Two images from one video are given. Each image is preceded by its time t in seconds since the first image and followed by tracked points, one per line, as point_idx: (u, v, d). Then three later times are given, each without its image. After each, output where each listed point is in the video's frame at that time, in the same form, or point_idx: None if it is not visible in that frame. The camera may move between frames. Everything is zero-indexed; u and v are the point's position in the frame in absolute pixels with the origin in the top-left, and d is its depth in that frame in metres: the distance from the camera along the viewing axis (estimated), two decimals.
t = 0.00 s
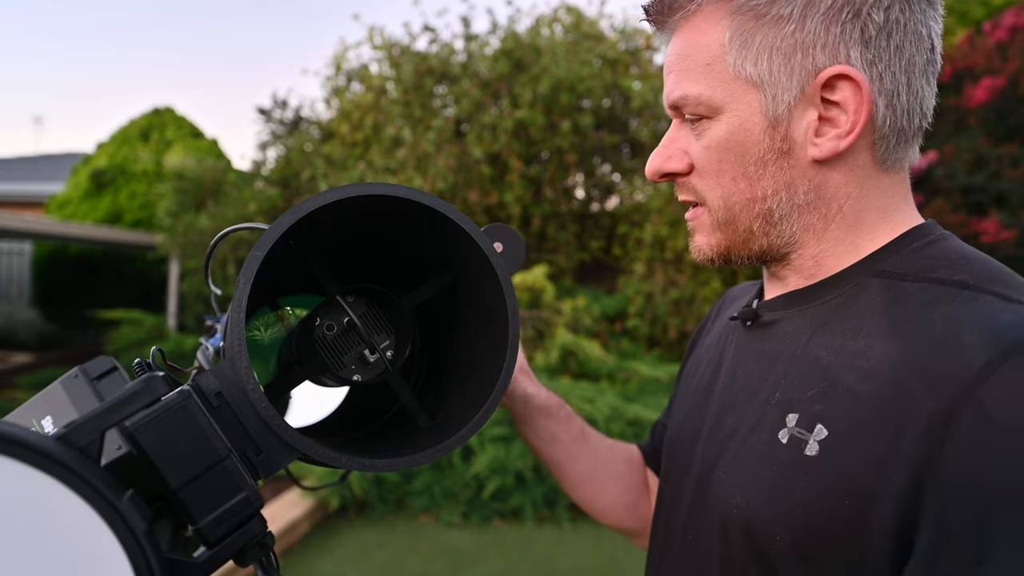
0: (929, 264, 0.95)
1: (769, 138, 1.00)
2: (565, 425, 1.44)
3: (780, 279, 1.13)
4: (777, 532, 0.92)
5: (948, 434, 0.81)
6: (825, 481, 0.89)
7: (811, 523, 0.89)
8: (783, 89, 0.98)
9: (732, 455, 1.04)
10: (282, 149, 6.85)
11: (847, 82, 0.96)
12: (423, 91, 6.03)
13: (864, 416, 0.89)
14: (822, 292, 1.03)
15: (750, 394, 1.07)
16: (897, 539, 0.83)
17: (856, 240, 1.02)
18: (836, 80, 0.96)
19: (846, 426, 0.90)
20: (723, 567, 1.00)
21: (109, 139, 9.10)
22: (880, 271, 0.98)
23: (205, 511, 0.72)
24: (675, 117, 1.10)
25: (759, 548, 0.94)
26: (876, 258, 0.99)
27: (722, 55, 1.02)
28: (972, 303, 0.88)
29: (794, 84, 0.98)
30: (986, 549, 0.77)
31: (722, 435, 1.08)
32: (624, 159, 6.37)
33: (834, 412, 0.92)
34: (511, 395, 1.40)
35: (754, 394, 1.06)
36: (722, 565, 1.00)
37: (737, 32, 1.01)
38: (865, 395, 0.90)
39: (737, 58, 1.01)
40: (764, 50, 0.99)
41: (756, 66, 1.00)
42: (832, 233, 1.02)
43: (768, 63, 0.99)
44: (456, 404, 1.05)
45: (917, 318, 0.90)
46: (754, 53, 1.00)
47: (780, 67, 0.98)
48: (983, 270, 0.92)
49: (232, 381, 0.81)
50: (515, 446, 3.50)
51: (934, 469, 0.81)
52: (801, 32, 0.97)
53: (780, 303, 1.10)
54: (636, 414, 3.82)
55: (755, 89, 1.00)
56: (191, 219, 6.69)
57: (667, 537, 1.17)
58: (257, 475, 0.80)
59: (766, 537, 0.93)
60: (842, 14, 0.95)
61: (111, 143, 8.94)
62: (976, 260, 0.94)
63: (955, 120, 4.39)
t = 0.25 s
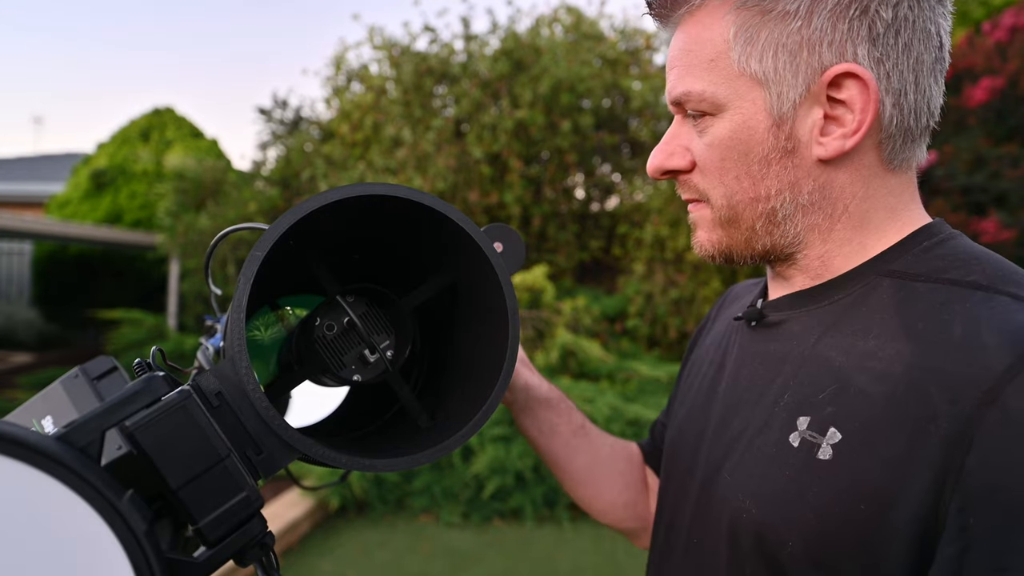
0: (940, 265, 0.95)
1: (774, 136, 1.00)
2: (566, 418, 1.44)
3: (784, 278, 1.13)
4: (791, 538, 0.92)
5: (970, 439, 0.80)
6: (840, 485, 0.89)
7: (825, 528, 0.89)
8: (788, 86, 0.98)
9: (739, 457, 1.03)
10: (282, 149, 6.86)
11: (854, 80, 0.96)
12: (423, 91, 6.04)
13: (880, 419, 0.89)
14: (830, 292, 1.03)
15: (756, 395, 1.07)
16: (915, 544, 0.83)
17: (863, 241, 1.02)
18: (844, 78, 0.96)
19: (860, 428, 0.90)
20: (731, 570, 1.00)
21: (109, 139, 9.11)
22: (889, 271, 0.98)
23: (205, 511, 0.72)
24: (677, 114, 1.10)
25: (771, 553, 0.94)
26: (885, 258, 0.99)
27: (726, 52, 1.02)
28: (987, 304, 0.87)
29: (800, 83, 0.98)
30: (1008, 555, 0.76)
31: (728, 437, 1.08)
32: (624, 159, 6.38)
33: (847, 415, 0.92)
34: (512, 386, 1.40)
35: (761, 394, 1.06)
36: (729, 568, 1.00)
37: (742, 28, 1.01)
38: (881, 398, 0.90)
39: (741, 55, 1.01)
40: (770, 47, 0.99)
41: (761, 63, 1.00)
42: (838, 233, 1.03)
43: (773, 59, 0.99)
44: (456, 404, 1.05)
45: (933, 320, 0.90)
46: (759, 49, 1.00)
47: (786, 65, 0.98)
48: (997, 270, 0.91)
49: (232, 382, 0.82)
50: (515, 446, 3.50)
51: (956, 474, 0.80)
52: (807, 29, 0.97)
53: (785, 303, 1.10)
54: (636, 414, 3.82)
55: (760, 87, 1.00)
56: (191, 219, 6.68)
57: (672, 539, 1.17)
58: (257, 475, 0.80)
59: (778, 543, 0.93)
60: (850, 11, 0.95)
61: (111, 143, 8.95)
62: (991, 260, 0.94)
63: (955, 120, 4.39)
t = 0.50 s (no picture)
0: (945, 265, 0.95)
1: (780, 134, 1.00)
2: (570, 418, 1.45)
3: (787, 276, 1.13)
4: (796, 540, 0.91)
5: (976, 439, 0.80)
6: (845, 485, 0.89)
7: (829, 528, 0.89)
8: (795, 84, 0.98)
9: (741, 458, 1.04)
10: (282, 149, 6.86)
11: (861, 78, 0.96)
12: (423, 91, 6.04)
13: (884, 419, 0.89)
14: (833, 293, 1.03)
15: (759, 396, 1.07)
16: (919, 544, 0.83)
17: (867, 240, 1.02)
18: (851, 76, 0.96)
19: (864, 429, 0.90)
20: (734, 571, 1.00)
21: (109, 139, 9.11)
22: (894, 271, 0.98)
23: (205, 511, 0.72)
24: (682, 110, 1.10)
25: (776, 554, 0.94)
26: (890, 257, 0.99)
27: (732, 48, 1.02)
28: (993, 303, 0.87)
29: (807, 80, 0.98)
30: (1013, 554, 0.76)
31: (731, 437, 1.08)
32: (624, 159, 6.38)
33: (851, 416, 0.92)
34: (517, 384, 1.41)
35: (765, 395, 1.06)
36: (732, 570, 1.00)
37: (749, 25, 1.01)
38: (886, 399, 0.90)
39: (748, 52, 1.01)
40: (777, 44, 0.99)
41: (768, 60, 0.99)
42: (842, 232, 1.03)
43: (780, 57, 0.99)
44: (456, 405, 1.05)
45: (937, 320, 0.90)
46: (765, 46, 1.00)
47: (793, 62, 0.98)
48: (1002, 269, 0.91)
49: (232, 382, 0.82)
50: (515, 446, 3.50)
51: (961, 473, 0.80)
52: (814, 26, 0.97)
53: (789, 304, 1.10)
54: (636, 414, 3.82)
55: (766, 84, 1.00)
56: (191, 219, 6.67)
57: (673, 540, 1.17)
58: (257, 475, 0.80)
59: (782, 543, 0.93)
60: (858, 9, 0.95)
61: (111, 143, 8.95)
62: (996, 260, 0.94)
63: (955, 120, 4.39)
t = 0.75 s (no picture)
0: (947, 265, 0.95)
1: (781, 134, 1.00)
2: (577, 418, 1.45)
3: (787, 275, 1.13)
4: (798, 541, 0.92)
5: (979, 440, 0.80)
6: (848, 485, 0.89)
7: (832, 529, 0.89)
8: (795, 83, 0.98)
9: (742, 458, 1.03)
10: (282, 149, 6.86)
11: (862, 77, 0.96)
12: (423, 91, 6.04)
13: (886, 420, 0.89)
14: (834, 293, 1.03)
15: (760, 396, 1.07)
16: (921, 545, 0.83)
17: (868, 239, 1.02)
18: (852, 75, 0.96)
19: (865, 429, 0.90)
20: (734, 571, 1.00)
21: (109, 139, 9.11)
22: (896, 270, 0.98)
23: (206, 511, 0.72)
24: (682, 110, 1.10)
25: (778, 554, 0.94)
26: (891, 257, 0.99)
27: (732, 47, 1.02)
28: (995, 304, 0.87)
29: (806, 80, 0.98)
30: (1015, 556, 0.76)
31: (731, 437, 1.08)
32: (624, 158, 6.38)
33: (853, 416, 0.92)
34: (525, 385, 1.41)
35: (766, 395, 1.06)
36: (733, 570, 1.00)
37: (749, 25, 1.01)
38: (887, 400, 0.90)
39: (748, 51, 1.01)
40: (777, 44, 0.99)
41: (768, 60, 1.00)
42: (843, 231, 1.03)
43: (780, 57, 0.99)
44: (456, 404, 1.05)
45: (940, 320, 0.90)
46: (765, 46, 1.00)
47: (793, 62, 0.98)
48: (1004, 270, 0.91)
49: (232, 382, 0.82)
50: (514, 446, 3.51)
51: (964, 474, 0.80)
52: (814, 25, 0.97)
53: (789, 304, 1.10)
54: (636, 414, 3.82)
55: (767, 83, 1.00)
56: (191, 219, 6.67)
57: (673, 541, 1.17)
58: (257, 475, 0.80)
59: (784, 544, 0.93)
60: (857, 9, 0.95)
61: (111, 144, 8.95)
62: (999, 261, 0.93)
63: (955, 120, 4.39)
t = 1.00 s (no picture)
0: (948, 266, 0.94)
1: (782, 136, 1.00)
2: (575, 419, 1.44)
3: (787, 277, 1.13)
4: (799, 541, 0.92)
5: (981, 440, 0.80)
6: (848, 486, 0.89)
7: (833, 530, 0.89)
8: (797, 85, 0.98)
9: (742, 459, 1.04)
10: (281, 149, 6.86)
11: (864, 78, 0.96)
12: (423, 91, 6.04)
13: (887, 421, 0.89)
14: (834, 293, 1.03)
15: (760, 396, 1.07)
16: (922, 547, 0.83)
17: (870, 240, 1.02)
18: (853, 76, 0.96)
19: (866, 430, 0.90)
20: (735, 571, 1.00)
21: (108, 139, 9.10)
22: (896, 270, 0.98)
23: (206, 511, 0.73)
24: (681, 114, 1.10)
25: (779, 555, 0.94)
26: (892, 256, 0.99)
27: (731, 50, 1.02)
28: (996, 304, 0.87)
29: (808, 82, 0.98)
30: (1016, 558, 0.76)
31: (732, 437, 1.08)
32: (624, 158, 6.38)
33: (854, 417, 0.92)
34: (523, 387, 1.41)
35: (766, 395, 1.06)
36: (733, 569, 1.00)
37: (749, 27, 1.01)
38: (888, 401, 0.90)
39: (749, 54, 1.01)
40: (777, 45, 0.99)
41: (768, 62, 0.99)
42: (844, 232, 1.03)
43: (781, 59, 0.99)
44: (456, 404, 1.05)
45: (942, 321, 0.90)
46: (766, 48, 1.00)
47: (794, 63, 0.98)
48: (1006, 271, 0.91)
49: (232, 382, 0.82)
50: (514, 446, 3.51)
51: (965, 476, 0.80)
52: (815, 26, 0.97)
53: (789, 304, 1.10)
54: (636, 414, 3.83)
55: (768, 86, 1.00)
56: (191, 219, 6.67)
57: (673, 542, 1.17)
58: (257, 475, 0.80)
59: (784, 545, 0.93)
60: (858, 10, 0.95)
61: (111, 144, 8.95)
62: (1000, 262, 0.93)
63: (955, 120, 4.39)
